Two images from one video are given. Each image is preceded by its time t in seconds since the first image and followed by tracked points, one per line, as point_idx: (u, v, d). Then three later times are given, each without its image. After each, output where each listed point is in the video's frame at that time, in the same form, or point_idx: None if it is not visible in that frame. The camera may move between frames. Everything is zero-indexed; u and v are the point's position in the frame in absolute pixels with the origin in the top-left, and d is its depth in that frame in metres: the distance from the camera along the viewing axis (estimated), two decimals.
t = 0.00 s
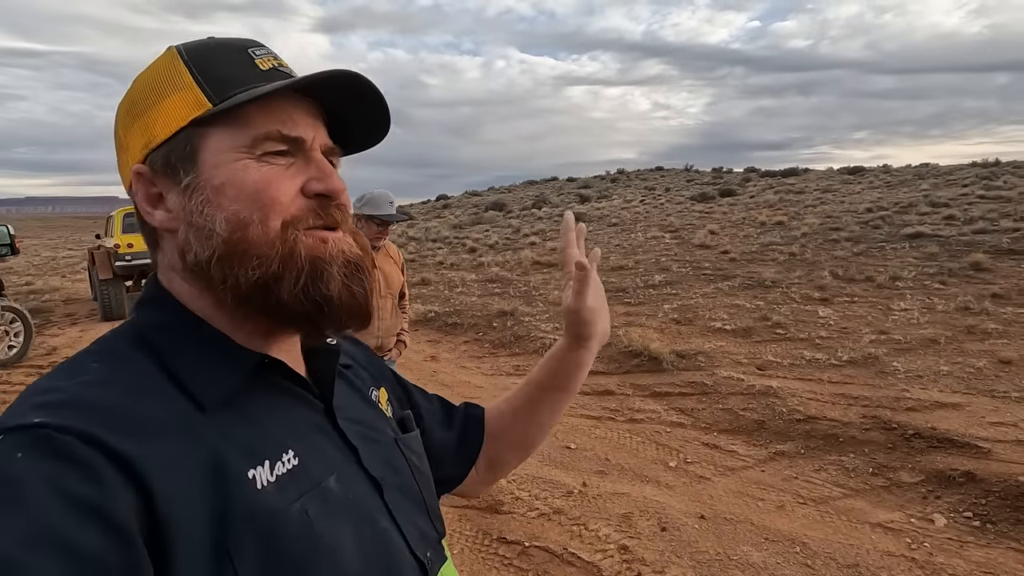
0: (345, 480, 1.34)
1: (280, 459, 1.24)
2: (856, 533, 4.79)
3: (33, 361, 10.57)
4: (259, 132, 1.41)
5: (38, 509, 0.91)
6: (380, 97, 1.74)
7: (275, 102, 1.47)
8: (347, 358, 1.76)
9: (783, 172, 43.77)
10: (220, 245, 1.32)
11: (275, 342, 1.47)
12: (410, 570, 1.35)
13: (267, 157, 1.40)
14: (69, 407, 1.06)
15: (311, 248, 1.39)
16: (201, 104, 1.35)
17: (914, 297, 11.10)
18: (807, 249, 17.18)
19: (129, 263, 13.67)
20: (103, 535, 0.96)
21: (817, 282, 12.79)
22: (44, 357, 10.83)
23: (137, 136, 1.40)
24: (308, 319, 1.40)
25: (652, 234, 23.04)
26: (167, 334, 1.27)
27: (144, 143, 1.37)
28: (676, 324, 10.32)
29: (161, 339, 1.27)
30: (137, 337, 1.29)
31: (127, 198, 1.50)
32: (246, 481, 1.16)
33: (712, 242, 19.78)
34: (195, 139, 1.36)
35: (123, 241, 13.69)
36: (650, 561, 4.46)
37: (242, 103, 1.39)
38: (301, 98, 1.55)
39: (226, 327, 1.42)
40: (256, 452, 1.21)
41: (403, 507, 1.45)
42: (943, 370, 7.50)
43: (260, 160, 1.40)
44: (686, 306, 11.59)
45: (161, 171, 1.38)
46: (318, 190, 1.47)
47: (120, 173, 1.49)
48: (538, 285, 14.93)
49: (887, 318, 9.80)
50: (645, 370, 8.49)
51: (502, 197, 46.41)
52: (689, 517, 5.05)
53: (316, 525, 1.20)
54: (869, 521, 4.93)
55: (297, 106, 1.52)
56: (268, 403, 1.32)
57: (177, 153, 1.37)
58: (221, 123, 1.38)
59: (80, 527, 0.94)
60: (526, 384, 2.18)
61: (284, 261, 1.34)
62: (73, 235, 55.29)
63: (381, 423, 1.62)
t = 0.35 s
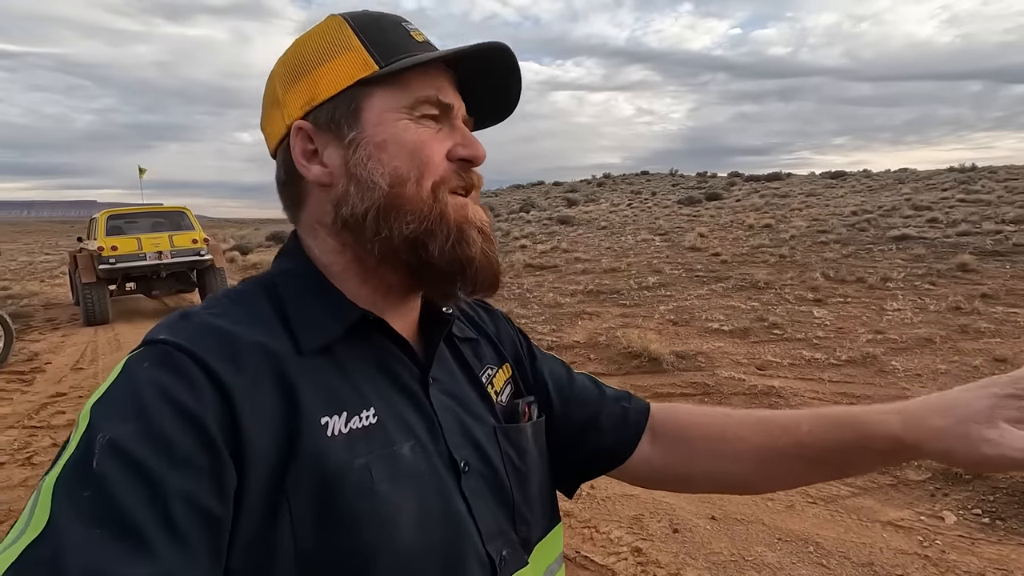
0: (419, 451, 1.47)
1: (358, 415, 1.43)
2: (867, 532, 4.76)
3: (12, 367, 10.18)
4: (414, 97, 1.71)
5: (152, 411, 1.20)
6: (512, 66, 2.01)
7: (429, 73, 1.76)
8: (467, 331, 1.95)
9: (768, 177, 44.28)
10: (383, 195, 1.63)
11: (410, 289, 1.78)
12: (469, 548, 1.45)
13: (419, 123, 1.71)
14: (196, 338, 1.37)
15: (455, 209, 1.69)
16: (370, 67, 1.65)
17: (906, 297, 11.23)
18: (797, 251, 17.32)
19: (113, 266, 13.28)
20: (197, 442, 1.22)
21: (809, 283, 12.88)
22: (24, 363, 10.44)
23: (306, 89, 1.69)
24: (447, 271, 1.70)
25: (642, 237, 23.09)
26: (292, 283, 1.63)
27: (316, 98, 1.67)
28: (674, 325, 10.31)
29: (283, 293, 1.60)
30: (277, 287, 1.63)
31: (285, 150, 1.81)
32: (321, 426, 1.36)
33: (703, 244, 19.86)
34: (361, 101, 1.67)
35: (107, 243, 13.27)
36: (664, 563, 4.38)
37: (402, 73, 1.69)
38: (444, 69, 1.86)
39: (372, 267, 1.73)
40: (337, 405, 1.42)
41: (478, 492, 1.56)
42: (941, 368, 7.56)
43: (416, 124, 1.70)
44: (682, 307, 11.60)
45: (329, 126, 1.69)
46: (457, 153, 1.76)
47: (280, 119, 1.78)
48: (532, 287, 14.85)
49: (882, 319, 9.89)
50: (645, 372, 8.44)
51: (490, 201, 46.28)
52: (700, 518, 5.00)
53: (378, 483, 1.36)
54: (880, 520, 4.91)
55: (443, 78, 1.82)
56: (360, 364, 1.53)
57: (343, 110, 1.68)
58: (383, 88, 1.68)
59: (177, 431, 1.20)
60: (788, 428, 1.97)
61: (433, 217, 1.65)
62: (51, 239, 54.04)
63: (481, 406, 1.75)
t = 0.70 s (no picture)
0: (429, 437, 1.40)
1: (367, 401, 1.33)
2: (850, 521, 4.90)
3: None
4: (430, 72, 1.66)
5: (148, 407, 1.07)
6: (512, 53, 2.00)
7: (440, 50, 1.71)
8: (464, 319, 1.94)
9: (750, 179, 44.95)
10: (405, 168, 1.57)
11: (418, 269, 1.72)
12: (479, 535, 1.39)
13: (435, 97, 1.67)
14: (192, 328, 1.23)
15: (472, 183, 1.68)
16: (387, 41, 1.57)
17: (885, 296, 11.52)
18: (779, 251, 17.65)
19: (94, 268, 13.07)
20: (198, 435, 1.10)
21: (791, 283, 13.15)
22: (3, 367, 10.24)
23: (317, 62, 1.55)
24: (466, 248, 1.67)
25: (627, 238, 23.33)
26: (295, 266, 1.51)
27: (328, 72, 1.55)
28: (660, 324, 10.45)
29: (284, 277, 1.48)
30: (276, 274, 1.49)
31: (287, 126, 1.65)
32: (330, 414, 1.26)
33: (687, 245, 20.12)
34: (377, 75, 1.58)
35: (88, 245, 13.06)
36: (655, 554, 4.47)
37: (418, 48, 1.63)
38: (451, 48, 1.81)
39: (384, 247, 1.65)
40: (345, 391, 1.31)
41: (489, 473, 1.51)
42: (918, 364, 7.78)
43: (433, 99, 1.66)
44: (668, 306, 11.76)
45: (343, 100, 1.58)
46: (470, 129, 1.75)
47: (281, 93, 1.61)
48: (520, 288, 14.93)
49: (861, 317, 10.14)
50: (633, 369, 8.56)
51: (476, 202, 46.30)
52: (689, 510, 5.10)
53: (389, 471, 1.27)
54: (862, 509, 5.05)
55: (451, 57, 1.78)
56: (368, 348, 1.43)
57: (359, 83, 1.57)
58: (399, 62, 1.61)
59: (177, 425, 1.08)
60: None
61: (454, 191, 1.62)
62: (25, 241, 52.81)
63: (485, 388, 1.71)
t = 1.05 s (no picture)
0: (355, 421, 1.40)
1: (297, 391, 1.28)
2: (783, 500, 5.21)
3: None
4: (355, 44, 1.53)
5: (43, 431, 0.91)
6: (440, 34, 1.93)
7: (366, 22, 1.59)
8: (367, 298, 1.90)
9: (697, 182, 46.58)
10: (329, 148, 1.42)
11: (333, 252, 1.59)
12: (407, 514, 1.44)
13: (359, 73, 1.54)
14: (82, 322, 1.05)
15: (398, 167, 1.58)
16: (307, 5, 1.42)
17: (818, 291, 12.22)
18: (724, 250, 18.40)
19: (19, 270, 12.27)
20: (109, 455, 0.96)
21: (734, 280, 13.76)
22: None
23: (224, 15, 1.34)
24: (393, 237, 1.58)
25: (580, 238, 23.78)
26: (188, 242, 1.30)
27: (238, 31, 1.35)
28: (611, 321, 10.74)
29: (183, 254, 1.28)
30: (169, 246, 1.29)
31: (183, 85, 1.40)
32: (260, 409, 1.19)
33: (638, 245, 20.70)
34: (296, 41, 1.42)
35: (11, 245, 12.25)
36: (603, 538, 4.62)
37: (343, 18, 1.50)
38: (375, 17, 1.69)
39: (300, 232, 1.49)
40: (274, 380, 1.25)
41: (411, 452, 1.56)
42: (846, 353, 8.33)
43: (358, 73, 1.54)
44: (618, 303, 12.08)
45: (255, 65, 1.38)
46: (393, 110, 1.65)
47: (174, 46, 1.36)
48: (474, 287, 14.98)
49: (797, 310, 10.73)
50: (584, 364, 8.77)
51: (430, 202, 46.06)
52: (636, 496, 5.30)
53: (325, 462, 1.25)
54: (794, 488, 5.38)
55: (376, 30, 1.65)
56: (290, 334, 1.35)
57: (275, 48, 1.39)
58: (321, 30, 1.47)
59: (80, 449, 0.95)
60: None
61: (381, 175, 1.50)
62: None
63: (395, 368, 1.72)
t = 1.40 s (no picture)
0: (280, 440, 1.21)
1: (199, 415, 1.10)
2: (713, 487, 5.54)
3: None
4: (203, 20, 1.29)
5: None
6: None
7: None
8: (295, 303, 1.67)
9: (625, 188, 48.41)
10: (187, 148, 1.19)
11: (231, 259, 1.36)
12: (357, 533, 1.25)
13: (220, 55, 1.29)
14: None
15: (287, 157, 1.31)
16: None
17: (738, 291, 13.07)
18: (652, 254, 19.25)
19: None
20: None
21: (662, 282, 14.44)
22: None
23: (32, 1, 1.09)
24: (285, 234, 1.32)
25: (515, 243, 24.11)
26: (59, 264, 1.09)
27: (52, 22, 1.10)
28: (548, 323, 10.96)
29: (50, 276, 1.07)
30: (36, 274, 1.07)
31: (10, 93, 1.18)
32: (149, 441, 1.01)
33: (571, 249, 21.24)
34: (122, 24, 1.18)
35: None
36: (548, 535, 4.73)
37: None
38: None
39: (179, 243, 1.27)
40: (166, 407, 1.06)
41: (357, 465, 1.36)
42: (764, 348, 8.95)
43: (214, 53, 1.28)
44: (554, 306, 12.35)
45: (81, 59, 1.15)
46: (273, 92, 1.38)
47: None
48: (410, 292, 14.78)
49: (720, 310, 11.43)
50: (523, 367, 8.90)
51: (361, 206, 44.92)
52: (578, 493, 5.45)
53: (240, 492, 1.07)
54: (722, 476, 5.73)
55: None
56: (187, 350, 1.16)
57: (100, 34, 1.15)
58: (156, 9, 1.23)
59: None
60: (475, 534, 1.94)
61: (258, 165, 1.25)
62: None
63: (335, 376, 1.52)
